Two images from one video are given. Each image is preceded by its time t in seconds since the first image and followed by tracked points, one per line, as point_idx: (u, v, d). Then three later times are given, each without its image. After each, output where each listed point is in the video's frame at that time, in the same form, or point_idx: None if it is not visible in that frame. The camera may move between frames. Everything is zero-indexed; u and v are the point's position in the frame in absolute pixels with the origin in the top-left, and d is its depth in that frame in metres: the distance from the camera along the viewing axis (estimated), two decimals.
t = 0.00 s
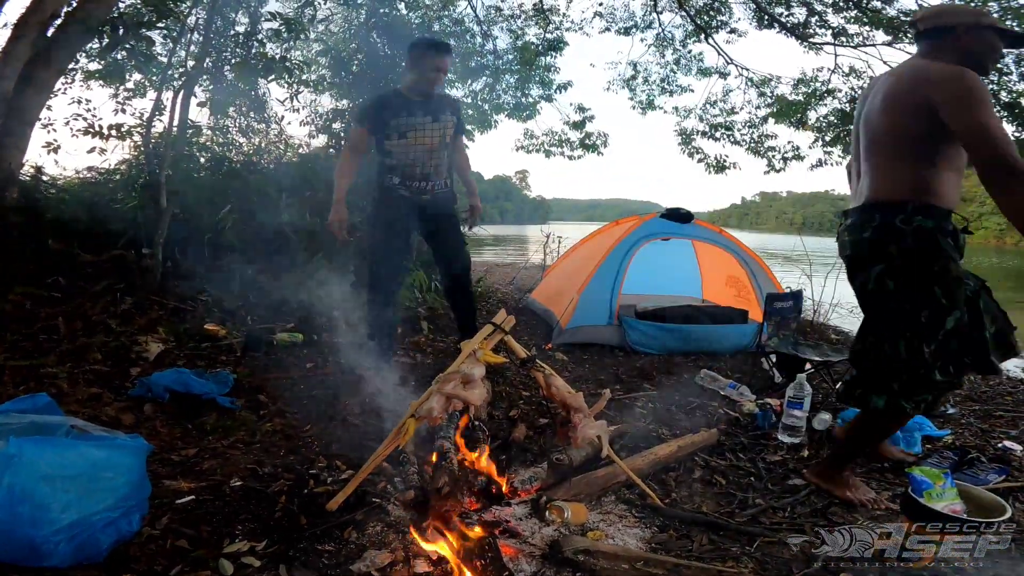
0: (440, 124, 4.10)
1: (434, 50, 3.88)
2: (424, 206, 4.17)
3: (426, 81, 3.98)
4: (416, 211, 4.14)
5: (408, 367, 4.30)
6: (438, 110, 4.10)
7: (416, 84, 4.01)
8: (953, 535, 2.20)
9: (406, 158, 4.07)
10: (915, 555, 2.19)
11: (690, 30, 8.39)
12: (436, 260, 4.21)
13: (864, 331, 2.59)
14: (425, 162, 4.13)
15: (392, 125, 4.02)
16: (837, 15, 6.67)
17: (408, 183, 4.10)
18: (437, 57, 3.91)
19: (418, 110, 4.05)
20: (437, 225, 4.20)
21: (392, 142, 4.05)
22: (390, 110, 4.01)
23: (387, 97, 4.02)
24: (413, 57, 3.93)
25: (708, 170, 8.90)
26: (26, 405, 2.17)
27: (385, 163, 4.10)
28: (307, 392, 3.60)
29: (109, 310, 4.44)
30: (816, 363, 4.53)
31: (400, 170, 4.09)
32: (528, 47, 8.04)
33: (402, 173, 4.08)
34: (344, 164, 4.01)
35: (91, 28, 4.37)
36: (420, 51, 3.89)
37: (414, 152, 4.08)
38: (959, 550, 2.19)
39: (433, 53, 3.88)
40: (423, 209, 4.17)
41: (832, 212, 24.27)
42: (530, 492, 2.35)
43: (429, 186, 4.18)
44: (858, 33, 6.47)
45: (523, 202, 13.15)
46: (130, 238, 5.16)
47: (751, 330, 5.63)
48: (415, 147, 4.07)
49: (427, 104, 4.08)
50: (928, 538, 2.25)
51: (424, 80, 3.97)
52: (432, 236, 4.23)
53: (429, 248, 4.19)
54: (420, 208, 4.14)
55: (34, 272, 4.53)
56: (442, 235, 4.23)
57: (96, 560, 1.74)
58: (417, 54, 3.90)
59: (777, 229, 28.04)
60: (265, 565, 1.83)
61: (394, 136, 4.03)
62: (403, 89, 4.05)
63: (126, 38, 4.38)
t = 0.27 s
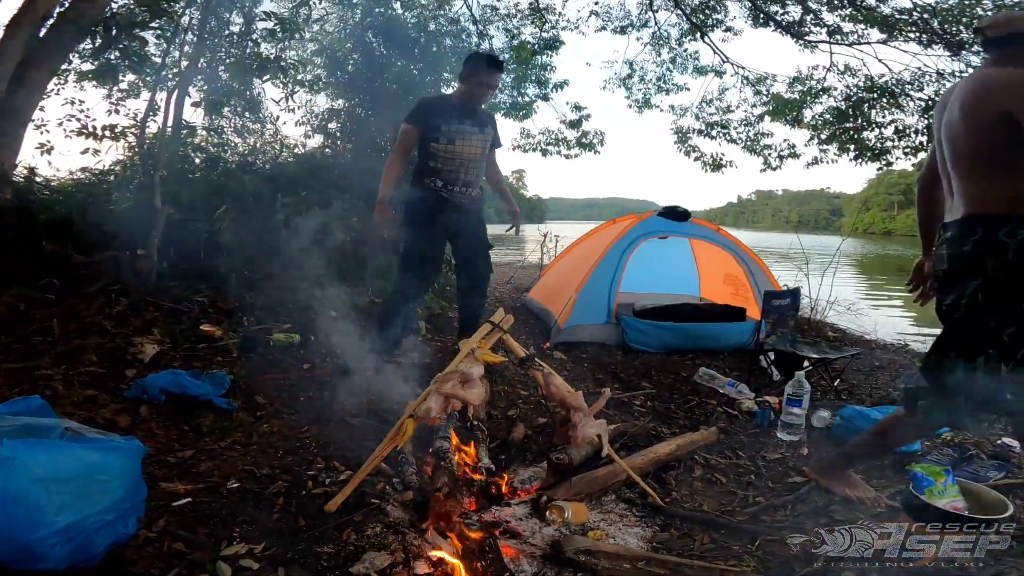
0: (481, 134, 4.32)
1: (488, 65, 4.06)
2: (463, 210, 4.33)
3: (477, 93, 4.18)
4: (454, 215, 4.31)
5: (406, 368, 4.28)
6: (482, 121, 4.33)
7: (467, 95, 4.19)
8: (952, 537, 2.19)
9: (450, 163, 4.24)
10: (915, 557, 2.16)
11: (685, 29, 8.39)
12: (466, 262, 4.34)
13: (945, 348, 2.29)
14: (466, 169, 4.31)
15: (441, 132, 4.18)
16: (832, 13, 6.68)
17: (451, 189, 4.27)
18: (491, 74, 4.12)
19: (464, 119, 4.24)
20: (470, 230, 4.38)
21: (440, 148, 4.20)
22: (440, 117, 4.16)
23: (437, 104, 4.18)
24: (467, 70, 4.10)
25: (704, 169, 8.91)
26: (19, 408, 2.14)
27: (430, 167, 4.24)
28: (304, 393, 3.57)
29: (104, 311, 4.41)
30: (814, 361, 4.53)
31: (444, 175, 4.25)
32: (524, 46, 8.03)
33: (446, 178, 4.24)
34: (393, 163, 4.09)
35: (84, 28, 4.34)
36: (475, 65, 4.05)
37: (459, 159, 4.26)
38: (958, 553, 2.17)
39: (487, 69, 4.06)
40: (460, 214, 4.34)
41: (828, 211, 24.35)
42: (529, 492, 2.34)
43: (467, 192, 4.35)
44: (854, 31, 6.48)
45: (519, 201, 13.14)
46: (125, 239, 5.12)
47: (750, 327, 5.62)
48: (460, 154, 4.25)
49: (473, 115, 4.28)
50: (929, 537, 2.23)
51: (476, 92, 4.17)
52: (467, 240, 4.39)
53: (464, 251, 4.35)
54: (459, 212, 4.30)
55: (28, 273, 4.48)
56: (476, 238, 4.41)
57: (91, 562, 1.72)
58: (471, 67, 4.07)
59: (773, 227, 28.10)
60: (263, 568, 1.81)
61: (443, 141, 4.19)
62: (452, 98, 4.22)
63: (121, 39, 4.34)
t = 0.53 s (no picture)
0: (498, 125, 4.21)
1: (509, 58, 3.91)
2: (484, 202, 4.24)
3: (495, 86, 4.03)
4: (475, 207, 4.19)
5: (401, 365, 4.23)
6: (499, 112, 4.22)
7: (484, 86, 4.05)
8: (952, 535, 2.14)
9: (470, 155, 4.13)
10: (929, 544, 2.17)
11: (676, 23, 8.36)
12: (481, 254, 4.26)
13: None
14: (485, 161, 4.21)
15: (460, 123, 4.07)
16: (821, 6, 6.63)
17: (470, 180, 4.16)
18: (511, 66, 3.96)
19: (481, 111, 4.13)
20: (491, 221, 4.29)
21: (460, 140, 4.08)
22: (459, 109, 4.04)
23: (455, 96, 4.04)
24: (486, 62, 3.92)
25: (696, 163, 8.89)
26: None
27: (447, 158, 4.11)
28: (298, 392, 3.52)
29: (92, 312, 4.32)
30: (811, 353, 4.51)
31: (464, 167, 4.13)
32: (515, 42, 7.97)
33: (465, 170, 4.12)
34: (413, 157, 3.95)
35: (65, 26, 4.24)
36: (494, 58, 3.88)
37: (478, 151, 4.14)
38: (958, 553, 2.13)
39: (508, 61, 3.90)
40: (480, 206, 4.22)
41: (819, 205, 24.48)
42: (528, 489, 2.34)
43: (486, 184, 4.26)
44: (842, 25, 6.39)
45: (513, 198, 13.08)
46: (112, 239, 5.04)
47: (746, 319, 5.55)
48: (478, 146, 4.13)
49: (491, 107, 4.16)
50: (929, 538, 2.19)
51: (494, 84, 4.01)
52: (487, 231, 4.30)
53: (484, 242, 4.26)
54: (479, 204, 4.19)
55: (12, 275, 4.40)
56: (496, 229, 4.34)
57: (78, 567, 1.67)
58: (491, 59, 3.90)
59: (766, 221, 28.18)
60: (256, 571, 1.76)
61: (462, 133, 4.08)
62: (471, 88, 4.07)
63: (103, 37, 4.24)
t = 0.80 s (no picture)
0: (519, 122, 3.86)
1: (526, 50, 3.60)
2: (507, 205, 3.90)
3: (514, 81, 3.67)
4: (499, 211, 3.85)
5: (397, 364, 4.18)
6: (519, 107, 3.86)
7: (502, 81, 3.68)
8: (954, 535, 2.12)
9: (492, 156, 3.76)
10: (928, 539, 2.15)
11: (672, 20, 8.32)
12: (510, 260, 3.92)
13: None
14: (506, 161, 3.85)
15: (481, 122, 3.67)
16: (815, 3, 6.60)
17: (493, 183, 3.81)
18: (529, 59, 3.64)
19: (502, 108, 3.74)
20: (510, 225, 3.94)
21: (481, 140, 3.69)
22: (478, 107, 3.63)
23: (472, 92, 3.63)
24: (501, 55, 3.59)
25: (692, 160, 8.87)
26: None
27: (467, 161, 3.71)
28: (292, 391, 3.46)
29: (82, 312, 4.25)
30: (809, 348, 4.49)
31: (487, 169, 3.76)
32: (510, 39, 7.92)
33: (486, 172, 3.76)
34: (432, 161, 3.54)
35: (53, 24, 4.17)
36: (512, 51, 3.54)
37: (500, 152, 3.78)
38: (956, 553, 2.11)
39: (527, 55, 3.59)
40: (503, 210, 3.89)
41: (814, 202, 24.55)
42: (528, 488, 2.29)
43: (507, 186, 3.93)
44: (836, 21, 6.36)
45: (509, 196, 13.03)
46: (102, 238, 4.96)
47: (744, 315, 5.56)
48: (500, 146, 3.77)
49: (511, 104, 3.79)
50: (929, 537, 2.15)
51: (512, 79, 3.66)
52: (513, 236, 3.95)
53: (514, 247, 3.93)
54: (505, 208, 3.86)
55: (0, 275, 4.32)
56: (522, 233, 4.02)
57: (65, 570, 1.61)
58: (507, 53, 3.57)
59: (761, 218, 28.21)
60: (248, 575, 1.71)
61: (484, 133, 3.69)
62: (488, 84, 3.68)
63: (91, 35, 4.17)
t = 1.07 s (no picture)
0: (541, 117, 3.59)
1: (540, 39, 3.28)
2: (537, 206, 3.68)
3: (531, 76, 3.38)
4: (530, 212, 3.64)
5: (393, 365, 4.12)
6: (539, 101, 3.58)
7: (518, 75, 3.37)
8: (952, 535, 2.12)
9: (516, 157, 3.53)
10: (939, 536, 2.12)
11: (665, 18, 8.30)
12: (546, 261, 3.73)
13: None
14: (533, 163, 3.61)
15: (503, 124, 3.44)
16: None
17: (522, 189, 3.58)
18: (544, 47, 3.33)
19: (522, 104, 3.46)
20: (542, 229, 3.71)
21: (503, 143, 3.48)
22: (497, 108, 3.38)
23: (489, 93, 3.36)
24: (514, 49, 3.30)
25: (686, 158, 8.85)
26: None
27: (492, 165, 3.51)
28: (286, 394, 3.40)
29: (70, 316, 4.17)
30: (808, 344, 4.45)
31: (513, 171, 3.55)
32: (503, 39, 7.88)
33: (511, 175, 3.55)
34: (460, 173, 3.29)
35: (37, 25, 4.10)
36: (523, 44, 3.24)
37: (524, 153, 3.54)
38: (956, 552, 2.07)
39: (542, 45, 3.27)
40: (534, 211, 3.67)
41: (806, 199, 24.64)
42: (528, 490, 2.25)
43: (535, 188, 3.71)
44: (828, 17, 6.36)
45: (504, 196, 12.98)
46: (91, 241, 4.88)
47: (740, 312, 5.55)
48: (524, 146, 3.53)
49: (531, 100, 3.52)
50: (930, 538, 2.13)
51: (529, 74, 3.36)
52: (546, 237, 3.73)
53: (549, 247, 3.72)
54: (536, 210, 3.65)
55: None
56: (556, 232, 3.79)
57: None
58: (518, 45, 3.28)
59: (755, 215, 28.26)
60: None
61: (506, 134, 3.46)
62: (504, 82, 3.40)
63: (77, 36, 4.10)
